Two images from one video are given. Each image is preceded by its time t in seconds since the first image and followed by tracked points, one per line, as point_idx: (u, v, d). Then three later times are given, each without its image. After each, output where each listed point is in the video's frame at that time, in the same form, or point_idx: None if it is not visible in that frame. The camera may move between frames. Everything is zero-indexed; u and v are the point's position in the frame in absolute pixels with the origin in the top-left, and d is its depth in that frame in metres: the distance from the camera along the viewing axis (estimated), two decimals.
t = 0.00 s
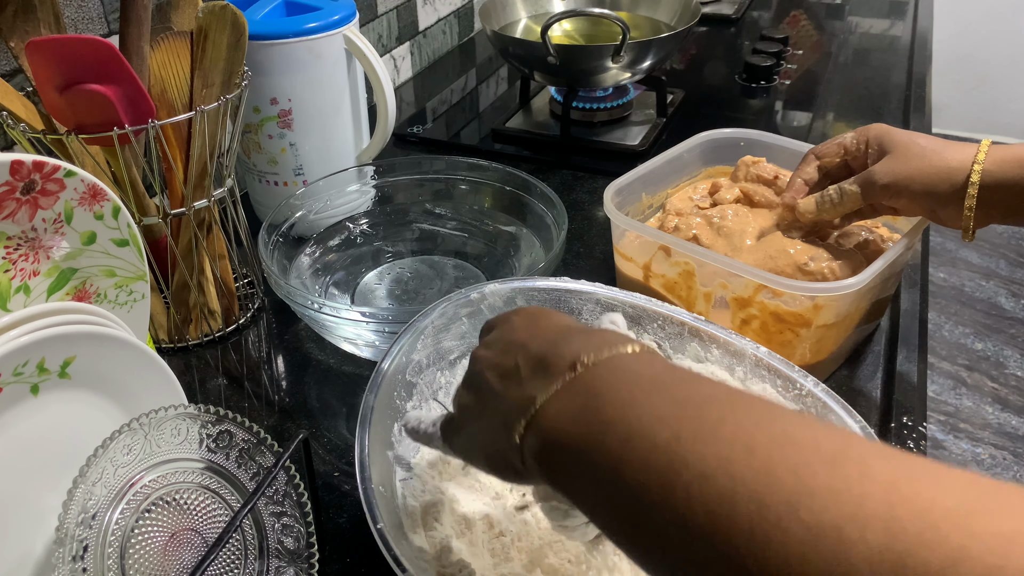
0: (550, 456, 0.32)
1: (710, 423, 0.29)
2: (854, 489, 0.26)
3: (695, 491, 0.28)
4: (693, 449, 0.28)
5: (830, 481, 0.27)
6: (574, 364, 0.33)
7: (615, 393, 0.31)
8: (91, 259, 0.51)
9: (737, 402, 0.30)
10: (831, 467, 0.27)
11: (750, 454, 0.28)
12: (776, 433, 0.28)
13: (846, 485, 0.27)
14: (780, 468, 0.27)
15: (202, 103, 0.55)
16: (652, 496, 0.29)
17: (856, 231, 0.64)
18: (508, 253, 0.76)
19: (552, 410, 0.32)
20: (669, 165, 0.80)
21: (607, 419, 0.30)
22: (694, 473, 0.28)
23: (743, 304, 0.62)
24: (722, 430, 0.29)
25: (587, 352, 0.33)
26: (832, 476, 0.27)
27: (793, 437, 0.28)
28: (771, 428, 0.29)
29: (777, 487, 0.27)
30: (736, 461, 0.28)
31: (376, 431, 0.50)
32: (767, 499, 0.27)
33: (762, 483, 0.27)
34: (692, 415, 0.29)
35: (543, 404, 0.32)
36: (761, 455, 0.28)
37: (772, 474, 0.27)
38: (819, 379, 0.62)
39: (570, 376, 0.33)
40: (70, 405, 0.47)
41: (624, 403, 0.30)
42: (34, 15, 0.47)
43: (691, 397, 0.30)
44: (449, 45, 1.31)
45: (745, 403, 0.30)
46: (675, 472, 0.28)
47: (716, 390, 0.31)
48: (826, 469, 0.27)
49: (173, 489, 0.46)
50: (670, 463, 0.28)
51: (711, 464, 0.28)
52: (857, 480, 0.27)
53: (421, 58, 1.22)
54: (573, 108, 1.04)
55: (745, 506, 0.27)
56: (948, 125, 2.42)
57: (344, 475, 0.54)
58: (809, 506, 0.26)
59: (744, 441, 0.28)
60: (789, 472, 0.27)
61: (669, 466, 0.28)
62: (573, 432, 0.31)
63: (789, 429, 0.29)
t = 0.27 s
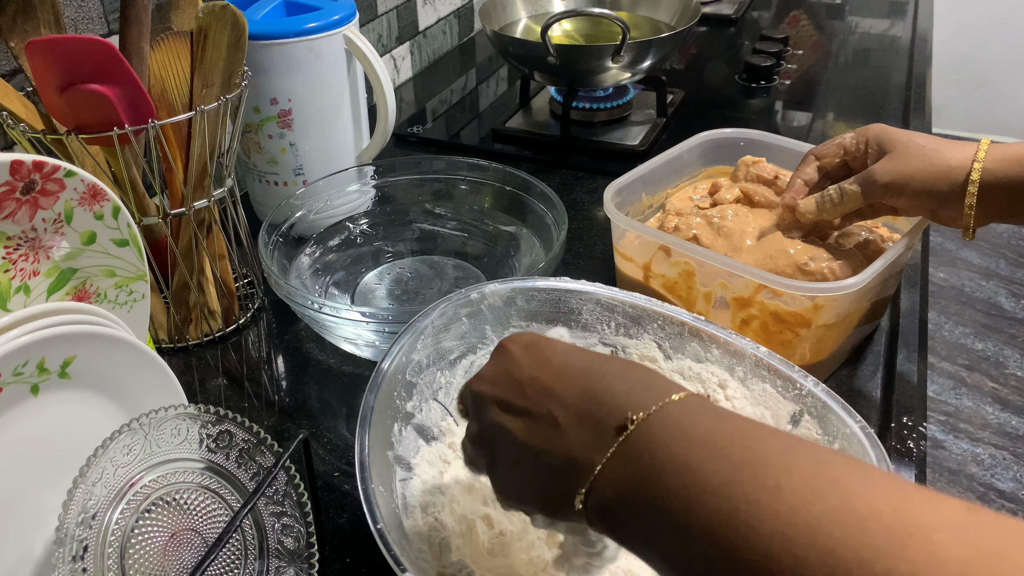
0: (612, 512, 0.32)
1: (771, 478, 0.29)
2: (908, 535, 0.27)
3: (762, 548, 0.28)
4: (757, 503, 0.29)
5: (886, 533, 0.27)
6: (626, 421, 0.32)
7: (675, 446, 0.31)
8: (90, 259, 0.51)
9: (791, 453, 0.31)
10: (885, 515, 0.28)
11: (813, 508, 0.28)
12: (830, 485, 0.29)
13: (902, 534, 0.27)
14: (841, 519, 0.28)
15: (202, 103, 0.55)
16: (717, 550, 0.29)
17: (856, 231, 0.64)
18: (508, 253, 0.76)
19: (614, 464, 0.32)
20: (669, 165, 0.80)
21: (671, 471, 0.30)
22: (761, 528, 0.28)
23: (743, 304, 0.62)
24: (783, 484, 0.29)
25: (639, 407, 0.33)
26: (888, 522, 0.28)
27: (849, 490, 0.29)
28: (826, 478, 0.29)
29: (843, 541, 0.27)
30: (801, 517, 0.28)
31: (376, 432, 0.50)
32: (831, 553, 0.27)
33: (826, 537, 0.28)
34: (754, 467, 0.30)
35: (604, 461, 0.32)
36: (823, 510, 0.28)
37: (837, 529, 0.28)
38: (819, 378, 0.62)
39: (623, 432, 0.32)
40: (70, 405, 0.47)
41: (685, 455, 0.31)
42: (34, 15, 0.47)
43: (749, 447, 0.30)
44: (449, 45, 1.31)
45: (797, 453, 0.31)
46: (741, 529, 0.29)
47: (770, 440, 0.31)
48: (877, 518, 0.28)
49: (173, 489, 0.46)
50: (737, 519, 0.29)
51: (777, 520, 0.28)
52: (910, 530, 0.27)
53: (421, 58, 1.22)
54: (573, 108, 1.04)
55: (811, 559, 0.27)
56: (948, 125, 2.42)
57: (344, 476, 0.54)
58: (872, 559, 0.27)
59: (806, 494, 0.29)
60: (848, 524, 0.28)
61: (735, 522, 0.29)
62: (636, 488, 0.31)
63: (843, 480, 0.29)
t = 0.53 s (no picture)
0: (630, 502, 0.31)
1: (782, 462, 0.29)
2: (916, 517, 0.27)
3: (775, 533, 0.28)
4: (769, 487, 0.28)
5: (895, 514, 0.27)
6: (635, 410, 0.31)
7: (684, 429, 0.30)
8: (90, 259, 0.51)
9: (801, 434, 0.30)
10: (894, 496, 0.28)
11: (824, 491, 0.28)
12: (840, 466, 0.29)
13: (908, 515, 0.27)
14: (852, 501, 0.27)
15: (202, 103, 0.55)
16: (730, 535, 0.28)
17: (856, 231, 0.65)
18: (508, 253, 0.76)
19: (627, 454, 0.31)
20: (669, 165, 0.80)
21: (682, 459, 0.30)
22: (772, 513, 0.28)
23: (743, 304, 0.62)
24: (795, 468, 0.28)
25: (648, 394, 0.32)
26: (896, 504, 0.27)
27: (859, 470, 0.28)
28: (837, 459, 0.29)
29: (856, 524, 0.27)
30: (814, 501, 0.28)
31: (376, 432, 0.50)
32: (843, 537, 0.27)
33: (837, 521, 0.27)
34: (766, 450, 0.29)
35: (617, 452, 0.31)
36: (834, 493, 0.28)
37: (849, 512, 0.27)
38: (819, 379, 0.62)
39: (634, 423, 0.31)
40: (70, 405, 0.47)
41: (697, 441, 0.30)
42: (34, 15, 0.47)
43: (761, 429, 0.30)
44: (449, 45, 1.31)
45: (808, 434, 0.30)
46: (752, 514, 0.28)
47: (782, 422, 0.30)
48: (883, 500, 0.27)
49: (173, 489, 0.46)
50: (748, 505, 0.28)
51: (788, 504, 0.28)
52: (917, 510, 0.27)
53: (421, 58, 1.22)
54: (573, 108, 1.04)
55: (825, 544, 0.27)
56: (948, 125, 2.42)
57: (344, 476, 0.54)
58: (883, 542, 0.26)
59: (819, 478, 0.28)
60: (861, 507, 0.27)
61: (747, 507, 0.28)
62: (650, 475, 0.30)
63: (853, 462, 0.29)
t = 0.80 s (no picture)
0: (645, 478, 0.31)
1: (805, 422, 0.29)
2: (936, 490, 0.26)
3: (798, 495, 0.27)
4: (795, 450, 0.28)
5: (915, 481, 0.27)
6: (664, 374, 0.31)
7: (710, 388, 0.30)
8: (90, 259, 0.51)
9: (831, 402, 0.30)
10: (917, 464, 0.27)
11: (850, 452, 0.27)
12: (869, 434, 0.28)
13: (928, 488, 0.26)
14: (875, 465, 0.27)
15: (202, 103, 0.55)
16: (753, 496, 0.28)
17: (856, 231, 0.65)
18: (508, 253, 0.76)
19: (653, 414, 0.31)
20: (669, 165, 0.80)
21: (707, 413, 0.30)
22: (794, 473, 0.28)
23: (743, 304, 0.62)
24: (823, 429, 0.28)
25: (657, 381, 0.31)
26: (919, 470, 0.27)
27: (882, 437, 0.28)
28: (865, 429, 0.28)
29: (880, 492, 0.26)
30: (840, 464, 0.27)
31: (376, 432, 0.50)
32: (865, 499, 0.26)
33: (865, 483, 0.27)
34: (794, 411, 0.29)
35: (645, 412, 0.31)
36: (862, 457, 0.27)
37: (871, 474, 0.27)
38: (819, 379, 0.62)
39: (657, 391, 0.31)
40: (70, 405, 0.47)
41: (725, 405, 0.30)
42: (34, 15, 0.47)
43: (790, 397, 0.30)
44: (449, 45, 1.31)
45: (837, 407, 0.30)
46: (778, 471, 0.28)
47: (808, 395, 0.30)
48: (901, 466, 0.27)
49: (173, 489, 0.46)
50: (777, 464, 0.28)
51: (815, 462, 0.27)
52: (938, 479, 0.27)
53: (421, 58, 1.22)
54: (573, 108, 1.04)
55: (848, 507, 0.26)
56: (948, 125, 2.42)
57: (344, 476, 0.54)
58: (908, 505, 0.26)
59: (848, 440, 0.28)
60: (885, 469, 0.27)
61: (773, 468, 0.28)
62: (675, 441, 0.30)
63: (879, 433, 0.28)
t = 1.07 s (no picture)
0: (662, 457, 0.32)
1: (830, 400, 0.29)
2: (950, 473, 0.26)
3: (822, 471, 0.28)
4: (822, 428, 0.28)
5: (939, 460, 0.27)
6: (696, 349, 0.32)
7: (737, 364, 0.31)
8: (90, 259, 0.51)
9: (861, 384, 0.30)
10: (939, 445, 0.27)
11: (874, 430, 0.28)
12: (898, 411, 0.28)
13: (952, 468, 0.27)
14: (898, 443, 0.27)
15: (202, 103, 0.55)
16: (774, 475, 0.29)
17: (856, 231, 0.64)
18: (508, 253, 0.76)
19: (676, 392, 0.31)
20: (669, 165, 0.80)
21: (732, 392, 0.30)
22: (817, 450, 0.28)
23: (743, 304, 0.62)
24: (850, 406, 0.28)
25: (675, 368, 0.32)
26: (939, 452, 0.27)
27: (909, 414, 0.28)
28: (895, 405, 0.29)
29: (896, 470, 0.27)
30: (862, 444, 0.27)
31: (376, 432, 0.50)
32: (889, 479, 0.27)
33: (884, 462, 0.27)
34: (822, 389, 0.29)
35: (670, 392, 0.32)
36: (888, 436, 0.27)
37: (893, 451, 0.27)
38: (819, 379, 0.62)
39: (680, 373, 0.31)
40: (70, 404, 0.47)
41: (752, 384, 0.30)
42: (34, 15, 0.47)
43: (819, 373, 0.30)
44: (449, 45, 1.31)
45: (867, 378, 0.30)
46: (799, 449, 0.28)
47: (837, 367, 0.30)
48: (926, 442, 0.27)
49: (173, 489, 0.46)
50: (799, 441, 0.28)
51: (841, 440, 0.28)
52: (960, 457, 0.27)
53: (421, 58, 1.22)
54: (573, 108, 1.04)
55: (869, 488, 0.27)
56: (948, 125, 2.42)
57: (344, 476, 0.54)
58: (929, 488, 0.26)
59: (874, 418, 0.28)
60: (908, 449, 0.27)
61: (796, 445, 0.28)
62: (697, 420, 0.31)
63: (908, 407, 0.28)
